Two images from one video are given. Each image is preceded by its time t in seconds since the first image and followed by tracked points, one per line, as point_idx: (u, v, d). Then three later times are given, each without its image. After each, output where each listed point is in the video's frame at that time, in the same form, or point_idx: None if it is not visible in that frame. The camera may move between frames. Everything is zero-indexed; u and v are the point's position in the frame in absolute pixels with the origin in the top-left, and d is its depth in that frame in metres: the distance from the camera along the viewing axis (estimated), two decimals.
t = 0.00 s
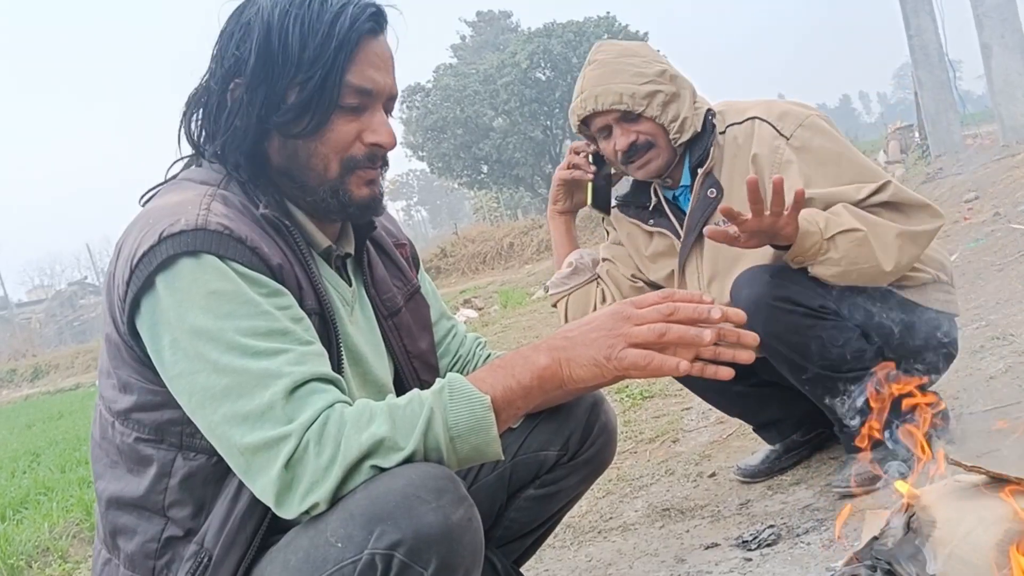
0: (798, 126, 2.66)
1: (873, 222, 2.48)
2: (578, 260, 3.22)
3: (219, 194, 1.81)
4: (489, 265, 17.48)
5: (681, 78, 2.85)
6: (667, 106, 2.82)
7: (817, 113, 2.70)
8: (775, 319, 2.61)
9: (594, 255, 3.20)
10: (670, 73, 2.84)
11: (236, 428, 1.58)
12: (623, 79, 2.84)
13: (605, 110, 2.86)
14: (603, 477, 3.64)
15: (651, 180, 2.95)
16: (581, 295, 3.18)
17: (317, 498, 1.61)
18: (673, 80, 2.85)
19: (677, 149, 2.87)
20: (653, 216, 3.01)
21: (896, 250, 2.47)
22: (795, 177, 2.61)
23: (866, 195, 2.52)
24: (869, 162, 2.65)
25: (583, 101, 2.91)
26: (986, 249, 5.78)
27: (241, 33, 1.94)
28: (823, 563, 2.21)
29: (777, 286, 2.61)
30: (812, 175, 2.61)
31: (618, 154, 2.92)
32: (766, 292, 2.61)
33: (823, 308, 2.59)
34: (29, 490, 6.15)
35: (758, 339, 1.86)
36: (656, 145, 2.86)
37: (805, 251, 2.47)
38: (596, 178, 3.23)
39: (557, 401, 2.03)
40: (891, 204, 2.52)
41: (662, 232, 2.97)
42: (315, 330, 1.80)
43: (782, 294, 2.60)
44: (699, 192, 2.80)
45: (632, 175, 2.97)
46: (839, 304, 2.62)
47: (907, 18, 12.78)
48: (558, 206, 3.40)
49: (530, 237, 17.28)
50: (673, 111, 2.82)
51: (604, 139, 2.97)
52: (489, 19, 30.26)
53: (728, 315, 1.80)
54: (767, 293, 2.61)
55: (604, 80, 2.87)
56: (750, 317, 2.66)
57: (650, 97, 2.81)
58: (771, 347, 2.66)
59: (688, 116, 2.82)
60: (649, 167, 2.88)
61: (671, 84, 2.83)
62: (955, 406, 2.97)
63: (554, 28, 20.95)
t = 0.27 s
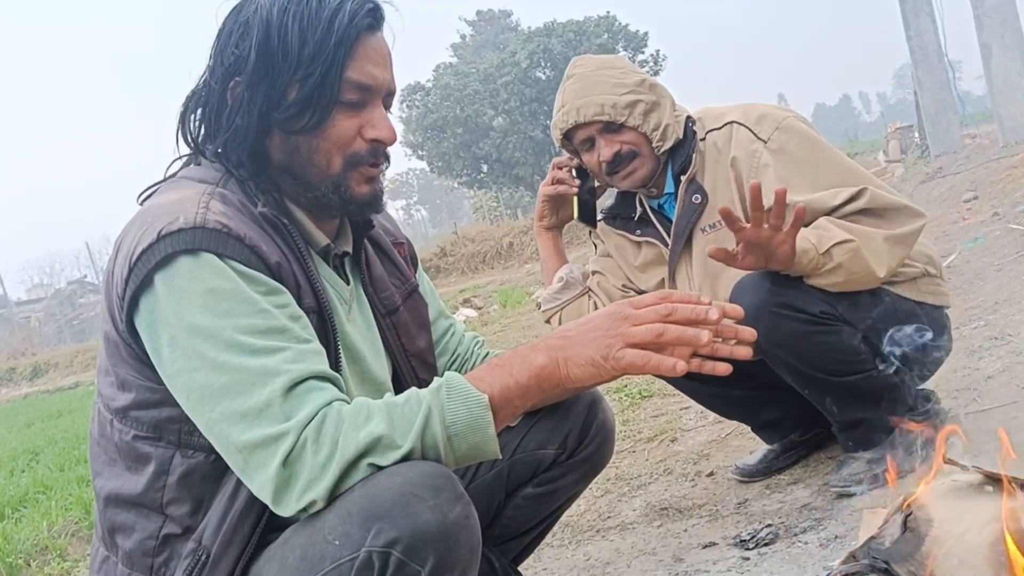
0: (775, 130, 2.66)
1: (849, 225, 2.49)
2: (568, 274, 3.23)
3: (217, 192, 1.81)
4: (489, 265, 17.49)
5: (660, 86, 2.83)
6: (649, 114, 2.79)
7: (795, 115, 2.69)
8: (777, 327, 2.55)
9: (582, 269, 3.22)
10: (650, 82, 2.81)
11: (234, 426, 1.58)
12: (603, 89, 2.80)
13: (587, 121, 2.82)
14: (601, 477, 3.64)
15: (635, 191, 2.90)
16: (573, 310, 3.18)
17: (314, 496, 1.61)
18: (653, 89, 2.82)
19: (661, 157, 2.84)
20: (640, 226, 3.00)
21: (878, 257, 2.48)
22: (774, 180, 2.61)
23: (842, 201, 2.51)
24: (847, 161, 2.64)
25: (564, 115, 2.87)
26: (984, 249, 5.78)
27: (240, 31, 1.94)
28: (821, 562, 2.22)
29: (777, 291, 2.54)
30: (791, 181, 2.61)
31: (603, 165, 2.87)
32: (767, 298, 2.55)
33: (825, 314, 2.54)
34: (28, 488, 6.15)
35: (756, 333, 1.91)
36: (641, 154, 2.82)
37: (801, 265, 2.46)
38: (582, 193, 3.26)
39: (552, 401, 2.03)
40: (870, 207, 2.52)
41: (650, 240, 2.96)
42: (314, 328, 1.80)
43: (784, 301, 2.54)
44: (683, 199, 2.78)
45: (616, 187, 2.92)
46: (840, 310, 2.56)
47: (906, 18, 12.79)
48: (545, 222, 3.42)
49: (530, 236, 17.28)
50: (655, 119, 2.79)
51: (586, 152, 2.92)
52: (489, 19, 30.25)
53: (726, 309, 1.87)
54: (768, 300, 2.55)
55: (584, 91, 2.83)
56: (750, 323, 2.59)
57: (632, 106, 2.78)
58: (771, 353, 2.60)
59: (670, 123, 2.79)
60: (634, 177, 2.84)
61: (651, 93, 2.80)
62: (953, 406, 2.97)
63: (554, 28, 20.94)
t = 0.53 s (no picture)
0: (763, 136, 2.63)
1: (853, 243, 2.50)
2: (561, 290, 3.28)
3: (215, 197, 1.82)
4: (489, 266, 17.49)
5: (647, 95, 2.83)
6: (638, 124, 2.78)
7: (781, 121, 2.68)
8: (775, 338, 2.56)
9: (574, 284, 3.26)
10: (638, 91, 2.81)
11: (231, 430, 1.59)
12: (591, 101, 2.79)
13: (576, 134, 2.81)
14: (599, 479, 3.64)
15: (627, 201, 2.90)
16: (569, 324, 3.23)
17: (312, 500, 1.61)
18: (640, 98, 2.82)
19: (652, 166, 2.83)
20: (631, 236, 3.00)
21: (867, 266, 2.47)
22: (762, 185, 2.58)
23: (832, 210, 2.51)
24: (838, 165, 2.62)
25: (552, 128, 2.85)
26: (983, 252, 5.79)
27: (237, 35, 1.94)
28: (818, 565, 2.22)
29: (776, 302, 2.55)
30: (781, 185, 2.58)
31: (594, 176, 2.85)
32: (768, 310, 2.55)
33: (823, 326, 2.54)
34: (27, 488, 6.16)
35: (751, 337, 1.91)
36: (631, 164, 2.82)
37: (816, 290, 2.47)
38: (572, 206, 3.29)
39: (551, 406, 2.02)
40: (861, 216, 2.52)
41: (642, 250, 2.95)
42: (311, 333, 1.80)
43: (783, 314, 2.54)
44: (676, 208, 2.76)
45: (608, 198, 2.91)
46: (841, 322, 2.56)
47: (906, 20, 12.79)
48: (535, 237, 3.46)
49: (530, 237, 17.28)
50: (645, 129, 2.78)
51: (576, 164, 2.91)
52: (489, 19, 30.25)
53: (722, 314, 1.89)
54: (767, 312, 2.56)
55: (572, 104, 2.82)
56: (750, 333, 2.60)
57: (621, 116, 2.77)
58: (770, 364, 2.62)
59: (659, 131, 2.79)
60: (626, 187, 2.83)
61: (639, 102, 2.79)
62: (949, 409, 2.97)
63: (553, 28, 20.90)
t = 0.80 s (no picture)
0: (765, 137, 2.65)
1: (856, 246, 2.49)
2: (560, 297, 3.26)
3: (217, 199, 1.82)
4: (489, 266, 17.49)
5: (646, 99, 2.82)
6: (638, 129, 2.78)
7: (784, 124, 2.70)
8: (779, 340, 2.53)
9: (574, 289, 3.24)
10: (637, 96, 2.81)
11: (232, 432, 1.59)
12: (592, 106, 2.80)
13: (576, 139, 2.81)
14: (599, 480, 3.65)
15: (627, 206, 2.90)
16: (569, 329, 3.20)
17: (312, 502, 1.62)
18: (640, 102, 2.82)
19: (652, 170, 2.83)
20: (631, 241, 2.99)
21: (870, 266, 2.47)
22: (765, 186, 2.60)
23: (835, 212, 2.52)
24: (841, 169, 2.64)
25: (553, 134, 2.85)
26: (983, 254, 5.79)
27: (241, 37, 1.98)
28: (817, 566, 2.23)
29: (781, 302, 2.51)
30: (784, 186, 2.60)
31: (595, 181, 2.85)
32: (771, 313, 2.52)
33: (827, 327, 2.52)
34: (28, 488, 6.16)
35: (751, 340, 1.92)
36: (632, 169, 2.82)
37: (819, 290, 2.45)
38: (568, 211, 3.24)
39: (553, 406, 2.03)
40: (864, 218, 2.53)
41: (643, 254, 2.94)
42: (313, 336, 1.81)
43: (787, 316, 2.51)
44: (677, 213, 2.76)
45: (608, 203, 2.92)
46: (842, 323, 2.54)
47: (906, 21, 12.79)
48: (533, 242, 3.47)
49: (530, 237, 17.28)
50: (645, 133, 2.78)
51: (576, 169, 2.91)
52: (490, 20, 30.27)
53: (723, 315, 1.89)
54: (771, 314, 2.52)
55: (572, 109, 2.82)
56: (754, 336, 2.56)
57: (622, 121, 2.78)
58: (774, 367, 2.58)
59: (660, 136, 2.80)
60: (626, 192, 2.83)
61: (639, 107, 2.79)
62: (948, 410, 2.98)
63: (553, 29, 20.91)
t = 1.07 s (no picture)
0: (779, 142, 2.68)
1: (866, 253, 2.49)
2: (567, 291, 3.23)
3: (224, 203, 1.83)
4: (489, 268, 17.50)
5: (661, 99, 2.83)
6: (653, 127, 2.78)
7: (801, 129, 2.73)
8: (780, 344, 2.55)
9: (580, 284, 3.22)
10: (653, 94, 2.81)
11: (236, 433, 1.60)
12: (607, 102, 2.80)
13: (591, 135, 2.81)
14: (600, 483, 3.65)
15: (638, 204, 2.90)
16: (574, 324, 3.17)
17: (312, 504, 1.62)
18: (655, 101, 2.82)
19: (665, 169, 2.83)
20: (641, 238, 2.99)
21: (877, 275, 2.47)
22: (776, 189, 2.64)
23: (846, 219, 2.54)
24: (857, 177, 2.66)
25: (567, 129, 2.85)
26: (983, 256, 5.80)
27: (247, 42, 2.00)
28: (818, 570, 2.23)
29: (783, 308, 2.54)
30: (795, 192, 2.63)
31: (607, 178, 2.85)
32: (773, 316, 2.55)
33: (829, 332, 2.54)
34: (27, 491, 6.16)
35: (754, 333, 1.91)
36: (645, 167, 2.81)
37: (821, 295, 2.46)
38: (579, 205, 3.28)
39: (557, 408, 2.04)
40: (876, 225, 2.53)
41: (653, 252, 2.94)
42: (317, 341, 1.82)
43: (789, 320, 2.54)
44: (688, 212, 2.77)
45: (619, 200, 2.91)
46: (843, 327, 2.56)
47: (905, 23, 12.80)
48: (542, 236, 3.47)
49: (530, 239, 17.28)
50: (659, 132, 2.78)
51: (589, 166, 2.91)
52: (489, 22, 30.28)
53: (723, 310, 1.86)
54: (773, 318, 2.55)
55: (587, 105, 2.82)
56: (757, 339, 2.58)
57: (637, 119, 2.77)
58: (776, 370, 2.61)
59: (674, 135, 2.79)
60: (638, 190, 2.83)
61: (654, 105, 2.80)
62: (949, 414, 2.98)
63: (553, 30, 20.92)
